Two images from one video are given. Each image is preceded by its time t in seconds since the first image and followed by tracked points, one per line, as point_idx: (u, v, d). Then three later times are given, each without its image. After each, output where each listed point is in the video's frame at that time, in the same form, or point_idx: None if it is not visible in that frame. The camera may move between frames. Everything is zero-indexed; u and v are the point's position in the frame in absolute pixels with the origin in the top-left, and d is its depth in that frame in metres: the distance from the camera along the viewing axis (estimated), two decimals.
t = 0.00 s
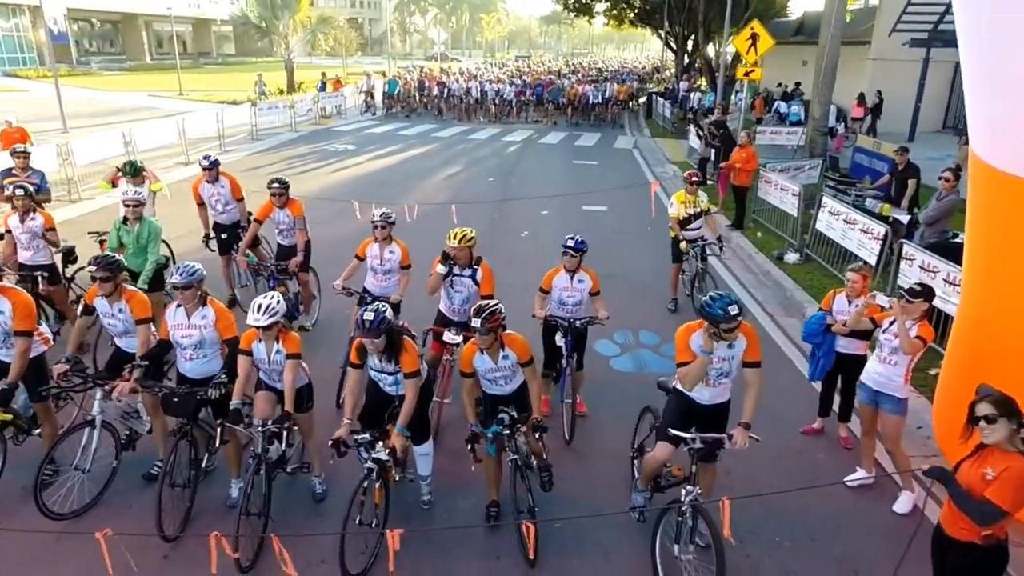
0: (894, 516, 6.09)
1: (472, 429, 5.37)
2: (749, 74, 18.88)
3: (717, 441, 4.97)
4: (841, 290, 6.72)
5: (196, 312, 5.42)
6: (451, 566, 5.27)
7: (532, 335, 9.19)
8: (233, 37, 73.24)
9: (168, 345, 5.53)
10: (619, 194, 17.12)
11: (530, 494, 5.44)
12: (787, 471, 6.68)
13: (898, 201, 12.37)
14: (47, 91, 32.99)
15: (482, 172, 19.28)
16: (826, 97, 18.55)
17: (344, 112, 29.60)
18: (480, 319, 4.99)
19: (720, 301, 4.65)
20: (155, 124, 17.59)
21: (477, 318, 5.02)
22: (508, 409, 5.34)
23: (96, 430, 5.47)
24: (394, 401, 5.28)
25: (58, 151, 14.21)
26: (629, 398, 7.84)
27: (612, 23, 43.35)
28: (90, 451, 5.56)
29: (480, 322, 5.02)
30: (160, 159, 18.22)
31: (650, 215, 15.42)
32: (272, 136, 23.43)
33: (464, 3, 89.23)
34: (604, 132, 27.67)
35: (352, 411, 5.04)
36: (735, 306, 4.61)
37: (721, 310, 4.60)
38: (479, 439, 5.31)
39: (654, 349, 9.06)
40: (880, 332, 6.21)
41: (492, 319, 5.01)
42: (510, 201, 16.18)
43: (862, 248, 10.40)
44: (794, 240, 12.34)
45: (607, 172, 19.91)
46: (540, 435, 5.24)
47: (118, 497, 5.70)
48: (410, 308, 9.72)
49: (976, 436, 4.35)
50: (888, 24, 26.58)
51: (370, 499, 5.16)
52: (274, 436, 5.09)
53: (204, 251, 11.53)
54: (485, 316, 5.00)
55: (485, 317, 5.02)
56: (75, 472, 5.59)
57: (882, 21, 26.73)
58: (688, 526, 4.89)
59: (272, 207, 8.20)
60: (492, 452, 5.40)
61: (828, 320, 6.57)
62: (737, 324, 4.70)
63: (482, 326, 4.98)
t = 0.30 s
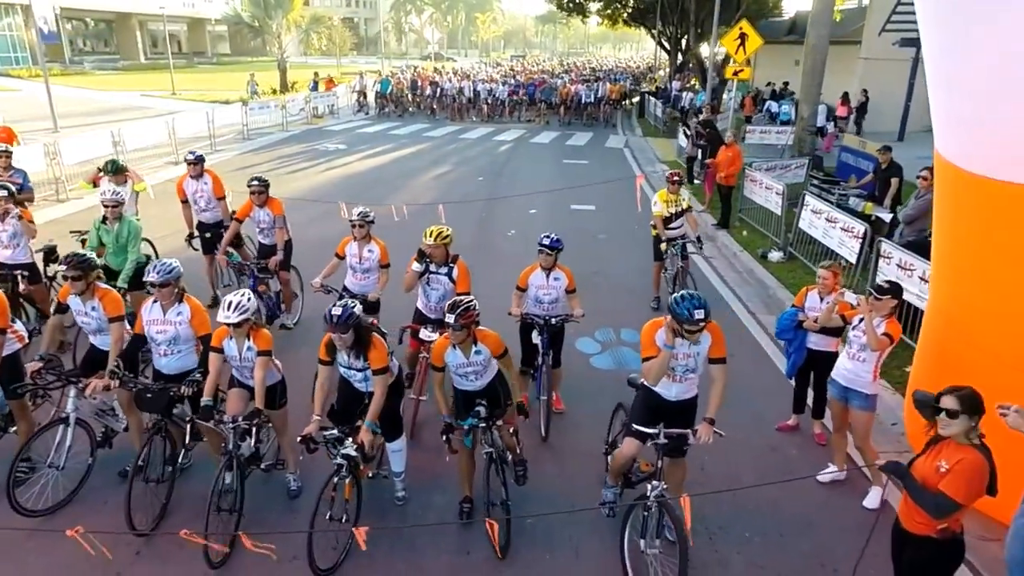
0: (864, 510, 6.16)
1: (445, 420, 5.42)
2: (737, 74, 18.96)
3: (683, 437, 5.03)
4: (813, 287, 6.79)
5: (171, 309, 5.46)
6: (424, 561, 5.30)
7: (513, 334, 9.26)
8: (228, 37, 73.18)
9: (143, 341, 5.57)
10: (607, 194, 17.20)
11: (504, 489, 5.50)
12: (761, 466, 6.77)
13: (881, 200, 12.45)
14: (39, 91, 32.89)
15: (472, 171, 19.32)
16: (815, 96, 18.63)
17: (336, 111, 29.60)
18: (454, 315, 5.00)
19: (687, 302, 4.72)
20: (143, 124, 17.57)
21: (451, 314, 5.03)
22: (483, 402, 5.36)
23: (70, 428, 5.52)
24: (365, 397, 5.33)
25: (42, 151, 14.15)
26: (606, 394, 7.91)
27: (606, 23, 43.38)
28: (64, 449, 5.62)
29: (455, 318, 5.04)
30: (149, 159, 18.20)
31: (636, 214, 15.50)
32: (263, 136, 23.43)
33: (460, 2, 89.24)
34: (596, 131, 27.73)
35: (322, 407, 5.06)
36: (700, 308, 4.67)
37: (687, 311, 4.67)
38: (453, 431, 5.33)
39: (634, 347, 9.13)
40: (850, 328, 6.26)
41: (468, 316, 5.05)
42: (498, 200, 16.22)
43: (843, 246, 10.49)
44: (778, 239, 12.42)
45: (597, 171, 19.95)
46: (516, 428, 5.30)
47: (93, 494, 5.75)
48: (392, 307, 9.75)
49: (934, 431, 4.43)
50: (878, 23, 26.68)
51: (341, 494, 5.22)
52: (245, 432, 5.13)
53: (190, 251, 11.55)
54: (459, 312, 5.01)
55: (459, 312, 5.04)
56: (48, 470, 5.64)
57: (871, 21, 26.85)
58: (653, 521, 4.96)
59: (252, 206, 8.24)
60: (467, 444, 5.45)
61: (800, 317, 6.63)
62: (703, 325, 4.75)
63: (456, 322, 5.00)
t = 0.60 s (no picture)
0: (837, 506, 6.21)
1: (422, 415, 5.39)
2: (730, 73, 18.97)
3: (651, 432, 5.10)
4: (788, 284, 6.85)
5: (161, 309, 5.50)
6: (398, 556, 5.36)
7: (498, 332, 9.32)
8: (227, 37, 73.35)
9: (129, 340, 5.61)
10: (598, 192, 17.25)
11: (480, 487, 5.52)
12: (738, 463, 6.81)
13: (868, 199, 12.48)
14: (37, 92, 33.03)
15: (465, 170, 19.38)
16: (806, 95, 18.66)
17: (332, 111, 29.69)
18: (435, 309, 5.04)
19: (645, 296, 4.79)
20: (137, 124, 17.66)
21: (431, 308, 5.06)
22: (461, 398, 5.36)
23: (49, 424, 5.59)
24: (338, 394, 5.37)
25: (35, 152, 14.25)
26: (587, 392, 7.96)
27: (603, 22, 43.37)
28: (43, 445, 5.70)
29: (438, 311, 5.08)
30: (142, 159, 18.29)
31: (626, 213, 15.55)
32: (257, 136, 23.51)
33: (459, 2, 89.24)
34: (590, 130, 27.78)
35: (294, 404, 5.13)
36: (658, 301, 4.74)
37: (645, 305, 4.74)
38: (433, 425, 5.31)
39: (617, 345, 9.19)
40: (824, 326, 6.30)
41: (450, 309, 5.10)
42: (489, 199, 16.26)
43: (828, 245, 10.53)
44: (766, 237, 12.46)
45: (589, 170, 20.00)
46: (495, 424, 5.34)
47: (73, 490, 5.80)
48: (377, 305, 9.81)
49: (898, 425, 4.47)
50: (873, 22, 26.68)
51: (315, 490, 5.30)
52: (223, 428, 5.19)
53: (179, 250, 11.63)
54: (439, 307, 5.05)
55: (439, 307, 5.08)
56: (28, 466, 5.72)
57: (866, 20, 26.85)
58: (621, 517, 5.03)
59: (234, 205, 8.31)
60: (447, 439, 5.42)
61: (775, 314, 6.68)
62: (665, 318, 4.81)
63: (436, 317, 5.03)
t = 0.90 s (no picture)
0: (813, 502, 6.25)
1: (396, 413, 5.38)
2: (722, 73, 19.00)
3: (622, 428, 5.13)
4: (765, 281, 6.91)
5: (137, 306, 5.55)
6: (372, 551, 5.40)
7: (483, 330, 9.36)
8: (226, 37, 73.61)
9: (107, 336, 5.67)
10: (590, 192, 17.29)
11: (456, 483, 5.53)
12: (716, 460, 6.85)
13: (857, 197, 12.48)
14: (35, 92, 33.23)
15: (458, 169, 19.44)
16: (799, 94, 18.65)
17: (328, 111, 29.77)
18: (398, 306, 5.09)
19: (602, 291, 4.85)
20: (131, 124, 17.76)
21: (395, 305, 5.11)
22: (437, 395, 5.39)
23: (29, 420, 5.65)
24: (314, 391, 5.42)
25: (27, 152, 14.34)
26: (569, 390, 8.00)
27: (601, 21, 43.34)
28: (23, 441, 5.77)
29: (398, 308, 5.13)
30: (137, 159, 18.40)
31: (617, 212, 15.59)
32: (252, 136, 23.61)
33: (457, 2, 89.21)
34: (586, 130, 27.82)
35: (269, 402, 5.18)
36: (613, 293, 4.80)
37: (603, 300, 4.80)
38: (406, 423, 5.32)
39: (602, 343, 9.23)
40: (801, 323, 6.33)
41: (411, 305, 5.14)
42: (481, 198, 16.30)
43: (814, 243, 10.54)
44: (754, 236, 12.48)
45: (582, 169, 20.05)
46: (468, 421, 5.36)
47: (53, 486, 5.86)
48: (363, 304, 9.86)
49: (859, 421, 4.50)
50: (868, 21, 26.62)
51: (289, 485, 5.36)
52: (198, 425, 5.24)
53: (169, 249, 11.71)
54: (403, 303, 5.11)
55: (403, 304, 5.13)
56: (9, 462, 5.80)
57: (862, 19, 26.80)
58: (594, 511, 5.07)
59: (217, 204, 8.40)
60: (422, 437, 5.44)
61: (752, 311, 6.72)
62: (622, 311, 4.88)
63: (400, 313, 5.08)
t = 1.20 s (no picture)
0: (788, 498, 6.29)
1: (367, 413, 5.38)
2: (713, 72, 19.02)
3: (592, 423, 5.16)
4: (739, 278, 6.98)
5: (110, 302, 5.59)
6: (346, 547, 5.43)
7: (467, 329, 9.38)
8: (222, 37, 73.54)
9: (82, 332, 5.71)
10: (581, 191, 17.31)
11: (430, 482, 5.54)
12: (694, 457, 6.89)
13: (843, 196, 12.52)
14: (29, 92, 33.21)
15: (450, 169, 19.46)
16: (790, 93, 18.70)
17: (322, 111, 29.78)
18: (362, 300, 5.15)
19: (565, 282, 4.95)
20: (121, 123, 17.75)
21: (359, 300, 5.17)
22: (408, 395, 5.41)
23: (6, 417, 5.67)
24: (290, 387, 5.45)
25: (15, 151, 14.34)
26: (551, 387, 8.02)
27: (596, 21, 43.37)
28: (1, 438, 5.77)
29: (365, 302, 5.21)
30: (128, 158, 18.41)
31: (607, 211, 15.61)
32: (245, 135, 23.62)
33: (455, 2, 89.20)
34: (579, 129, 27.87)
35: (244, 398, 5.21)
36: (576, 285, 4.88)
37: (566, 291, 4.90)
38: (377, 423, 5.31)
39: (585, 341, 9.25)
40: (775, 320, 6.37)
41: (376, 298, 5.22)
42: (471, 198, 16.31)
43: (798, 242, 10.57)
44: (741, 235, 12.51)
45: (574, 169, 20.10)
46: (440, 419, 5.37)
47: (31, 484, 5.86)
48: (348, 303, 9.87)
49: (823, 416, 4.56)
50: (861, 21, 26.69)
51: (263, 481, 5.41)
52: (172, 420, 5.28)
53: (156, 248, 11.72)
54: (367, 297, 5.17)
55: (367, 298, 5.19)
56: None
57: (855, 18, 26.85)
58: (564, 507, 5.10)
59: (199, 203, 8.47)
60: (395, 436, 5.44)
61: (727, 308, 6.77)
62: (585, 303, 4.95)
63: (365, 307, 5.14)
